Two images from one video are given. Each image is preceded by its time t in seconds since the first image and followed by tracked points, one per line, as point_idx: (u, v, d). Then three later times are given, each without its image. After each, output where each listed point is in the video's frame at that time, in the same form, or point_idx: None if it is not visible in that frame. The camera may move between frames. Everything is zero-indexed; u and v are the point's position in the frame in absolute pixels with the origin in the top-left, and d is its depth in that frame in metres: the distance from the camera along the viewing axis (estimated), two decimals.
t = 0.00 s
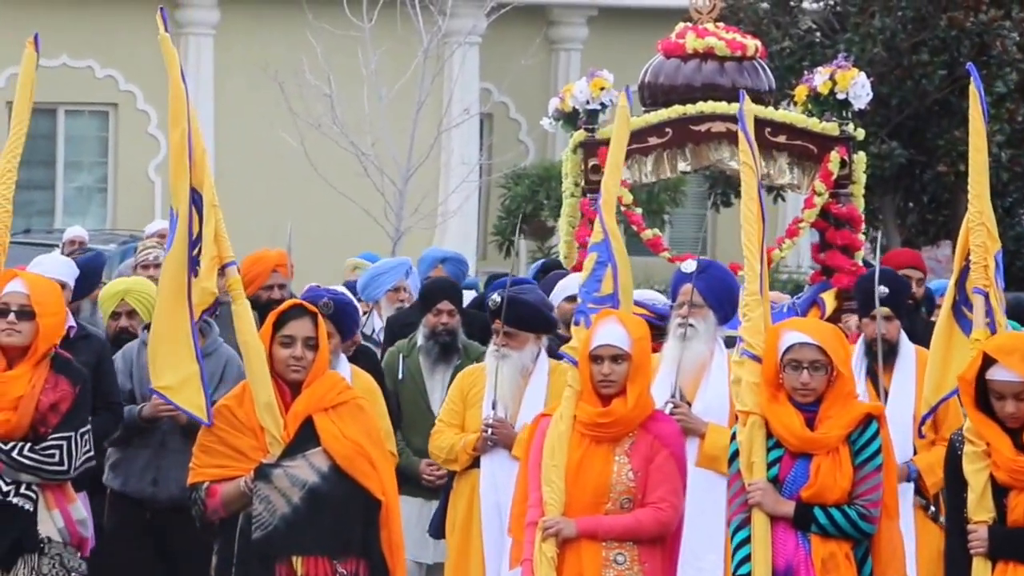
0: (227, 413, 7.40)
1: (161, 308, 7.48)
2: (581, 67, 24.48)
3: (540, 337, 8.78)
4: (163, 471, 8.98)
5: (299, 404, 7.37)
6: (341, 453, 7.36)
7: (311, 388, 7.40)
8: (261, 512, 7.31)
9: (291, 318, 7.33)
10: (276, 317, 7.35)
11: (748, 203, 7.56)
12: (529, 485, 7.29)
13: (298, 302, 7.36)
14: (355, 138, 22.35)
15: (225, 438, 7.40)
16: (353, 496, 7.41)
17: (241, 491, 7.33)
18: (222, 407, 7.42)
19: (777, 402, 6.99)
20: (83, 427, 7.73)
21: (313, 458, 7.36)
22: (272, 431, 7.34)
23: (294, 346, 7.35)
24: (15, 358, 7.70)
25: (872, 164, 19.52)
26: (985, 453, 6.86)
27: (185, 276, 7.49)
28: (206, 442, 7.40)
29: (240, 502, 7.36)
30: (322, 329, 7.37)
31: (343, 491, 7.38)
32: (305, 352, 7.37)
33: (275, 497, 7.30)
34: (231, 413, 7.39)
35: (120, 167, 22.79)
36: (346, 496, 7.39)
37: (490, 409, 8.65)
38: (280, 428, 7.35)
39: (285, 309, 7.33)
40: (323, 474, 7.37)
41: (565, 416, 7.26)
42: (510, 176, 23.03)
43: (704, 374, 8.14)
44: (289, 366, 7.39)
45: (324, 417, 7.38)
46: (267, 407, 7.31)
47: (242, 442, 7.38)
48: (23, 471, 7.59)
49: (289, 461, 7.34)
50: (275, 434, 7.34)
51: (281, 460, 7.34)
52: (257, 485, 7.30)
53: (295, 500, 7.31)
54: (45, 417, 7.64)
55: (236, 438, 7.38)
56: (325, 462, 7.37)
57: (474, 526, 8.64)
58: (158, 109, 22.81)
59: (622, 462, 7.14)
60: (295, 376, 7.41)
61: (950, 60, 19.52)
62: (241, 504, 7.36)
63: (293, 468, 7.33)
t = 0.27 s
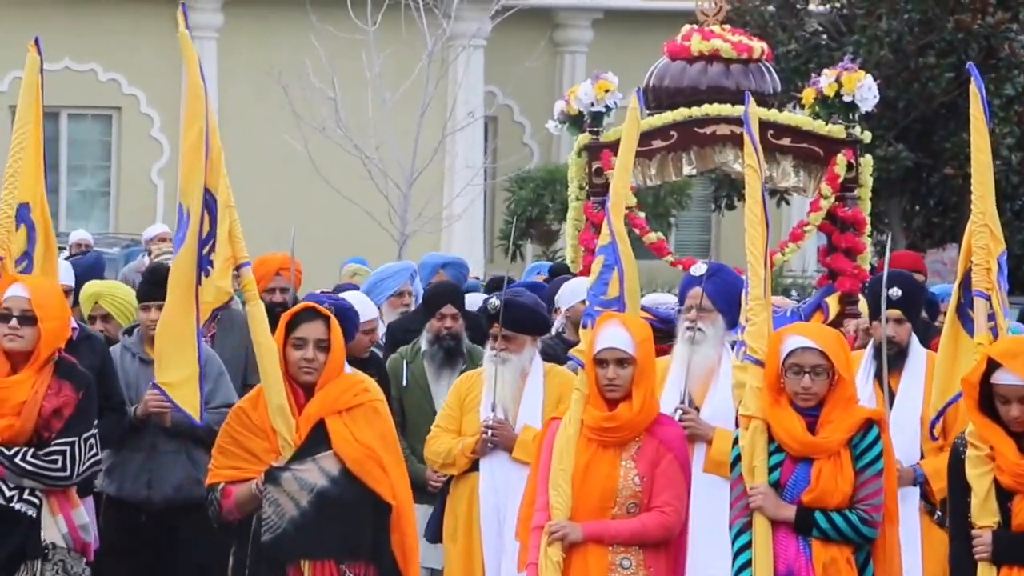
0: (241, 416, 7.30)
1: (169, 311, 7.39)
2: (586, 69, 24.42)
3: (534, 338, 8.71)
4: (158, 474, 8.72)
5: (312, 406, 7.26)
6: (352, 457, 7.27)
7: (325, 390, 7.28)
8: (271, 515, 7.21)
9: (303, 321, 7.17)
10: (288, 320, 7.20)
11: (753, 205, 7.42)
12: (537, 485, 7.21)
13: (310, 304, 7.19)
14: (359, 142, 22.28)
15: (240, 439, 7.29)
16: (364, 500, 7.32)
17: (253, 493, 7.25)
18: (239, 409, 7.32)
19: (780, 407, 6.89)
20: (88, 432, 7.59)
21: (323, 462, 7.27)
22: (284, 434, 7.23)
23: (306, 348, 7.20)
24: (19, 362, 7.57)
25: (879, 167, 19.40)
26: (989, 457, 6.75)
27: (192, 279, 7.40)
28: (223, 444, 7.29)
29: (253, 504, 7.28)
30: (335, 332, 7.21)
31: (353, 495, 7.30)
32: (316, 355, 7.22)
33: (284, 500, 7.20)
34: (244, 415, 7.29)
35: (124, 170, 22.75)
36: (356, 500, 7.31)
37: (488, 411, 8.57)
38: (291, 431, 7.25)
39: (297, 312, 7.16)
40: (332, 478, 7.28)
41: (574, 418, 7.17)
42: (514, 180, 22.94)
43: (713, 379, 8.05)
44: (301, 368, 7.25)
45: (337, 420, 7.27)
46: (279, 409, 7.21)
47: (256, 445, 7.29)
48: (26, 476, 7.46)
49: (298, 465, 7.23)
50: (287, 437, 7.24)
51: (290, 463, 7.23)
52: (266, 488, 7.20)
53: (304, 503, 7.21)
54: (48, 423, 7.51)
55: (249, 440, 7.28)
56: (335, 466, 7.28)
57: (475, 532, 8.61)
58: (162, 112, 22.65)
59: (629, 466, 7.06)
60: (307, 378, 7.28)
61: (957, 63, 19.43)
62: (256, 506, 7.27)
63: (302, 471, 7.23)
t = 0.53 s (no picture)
0: (257, 419, 7.40)
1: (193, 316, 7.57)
2: (587, 72, 24.44)
3: (526, 339, 8.88)
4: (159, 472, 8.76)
5: (325, 412, 7.39)
6: (364, 462, 7.39)
7: (339, 395, 7.41)
8: (283, 520, 7.37)
9: (316, 326, 7.31)
10: (302, 324, 7.34)
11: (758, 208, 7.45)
12: (536, 491, 7.28)
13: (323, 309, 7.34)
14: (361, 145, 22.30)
15: (255, 445, 7.40)
16: (375, 505, 7.46)
17: (268, 497, 7.39)
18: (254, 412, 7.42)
19: (779, 410, 6.89)
20: (77, 432, 7.63)
21: (335, 467, 7.40)
22: (298, 439, 7.35)
23: (319, 351, 7.34)
24: (5, 367, 7.57)
25: (882, 170, 19.35)
26: (988, 461, 6.75)
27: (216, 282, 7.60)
28: (241, 448, 7.40)
29: (269, 508, 7.41)
30: (348, 335, 7.34)
31: (365, 501, 7.44)
32: (330, 359, 7.35)
33: (296, 506, 7.36)
34: (260, 418, 7.39)
35: (125, 173, 22.74)
36: (366, 506, 7.45)
37: (480, 411, 8.66)
38: (306, 436, 7.37)
39: (310, 317, 7.31)
40: (344, 484, 7.41)
41: (572, 424, 7.25)
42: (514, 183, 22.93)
43: (712, 382, 8.06)
44: (315, 373, 7.39)
45: (350, 424, 7.41)
46: (294, 414, 7.32)
47: (271, 449, 7.40)
48: (17, 479, 7.50)
49: (310, 470, 7.38)
50: (301, 443, 7.36)
51: (303, 469, 7.38)
52: (280, 493, 7.36)
53: (316, 509, 7.36)
54: (38, 425, 7.55)
55: (265, 444, 7.39)
56: (347, 471, 7.41)
57: (467, 533, 8.72)
58: (163, 114, 22.68)
59: (628, 471, 7.13)
60: (321, 382, 7.41)
61: (957, 67, 19.45)
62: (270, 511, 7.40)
63: (314, 477, 7.38)
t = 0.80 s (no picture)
0: (272, 425, 6.97)
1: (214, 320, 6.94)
2: (589, 76, 24.51)
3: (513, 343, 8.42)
4: (157, 481, 8.78)
5: (339, 415, 6.91)
6: (374, 469, 6.89)
7: (352, 400, 6.93)
8: (293, 523, 6.86)
9: (330, 331, 6.89)
10: (316, 331, 6.94)
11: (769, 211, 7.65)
12: (527, 498, 6.96)
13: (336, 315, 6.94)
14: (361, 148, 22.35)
15: (268, 448, 6.96)
16: (384, 512, 6.93)
17: (278, 502, 6.90)
18: (270, 418, 6.98)
19: (783, 412, 6.90)
20: (59, 428, 7.40)
21: (345, 474, 6.90)
22: (309, 444, 6.91)
23: (333, 356, 6.89)
24: None
25: (883, 174, 19.34)
26: (987, 464, 6.63)
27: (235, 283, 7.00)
28: (254, 452, 6.96)
29: (280, 513, 6.93)
30: (363, 341, 6.91)
31: (374, 508, 6.91)
32: (344, 364, 6.91)
33: (305, 510, 6.85)
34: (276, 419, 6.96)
35: (126, 177, 22.79)
36: (376, 514, 6.91)
37: (471, 416, 8.17)
38: (316, 441, 6.92)
39: (324, 321, 6.90)
40: (353, 489, 6.90)
41: (562, 427, 6.94)
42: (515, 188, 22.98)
43: (705, 386, 7.91)
44: (328, 376, 6.93)
45: (363, 429, 6.92)
46: (305, 418, 6.88)
47: (283, 453, 6.95)
48: None
49: (319, 476, 6.88)
50: (312, 447, 6.91)
51: (311, 474, 6.88)
52: (288, 497, 6.85)
53: (324, 513, 6.85)
54: (19, 421, 7.32)
55: (278, 448, 6.95)
56: (357, 478, 6.91)
57: (462, 545, 8.11)
58: (163, 118, 22.71)
59: (617, 473, 6.81)
60: (334, 386, 6.94)
61: (957, 70, 19.47)
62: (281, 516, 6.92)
63: (323, 482, 6.86)
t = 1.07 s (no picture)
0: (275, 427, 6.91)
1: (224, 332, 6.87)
2: (590, 78, 24.52)
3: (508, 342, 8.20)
4: (158, 485, 8.65)
5: (341, 419, 6.86)
6: (375, 472, 6.83)
7: (355, 404, 6.88)
8: (294, 528, 6.84)
9: (335, 334, 6.84)
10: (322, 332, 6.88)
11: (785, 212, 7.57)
12: (513, 499, 6.95)
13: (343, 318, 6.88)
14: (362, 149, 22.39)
15: (272, 450, 6.91)
16: (385, 520, 6.89)
17: (282, 506, 6.86)
18: (274, 421, 6.93)
19: (791, 415, 6.88)
20: (46, 428, 7.79)
21: (347, 477, 6.86)
22: (311, 448, 6.86)
23: (337, 359, 6.85)
24: None
25: (884, 176, 19.34)
26: (987, 466, 6.58)
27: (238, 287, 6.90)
28: (261, 458, 6.93)
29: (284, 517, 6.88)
30: (369, 344, 6.85)
31: (377, 514, 6.88)
32: (348, 367, 6.85)
33: (307, 514, 6.82)
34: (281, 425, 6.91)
35: (127, 179, 22.81)
36: (378, 520, 6.88)
37: (469, 419, 7.99)
38: (318, 444, 6.87)
39: (330, 325, 6.85)
40: (354, 494, 6.86)
41: (547, 429, 6.92)
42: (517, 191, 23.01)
43: (698, 387, 7.77)
44: (331, 380, 6.88)
45: (367, 435, 6.86)
46: (308, 422, 6.83)
47: (284, 455, 6.90)
48: None
49: (321, 479, 6.85)
50: (314, 451, 6.86)
51: (314, 477, 6.85)
52: (291, 500, 6.82)
53: (326, 517, 6.82)
54: (9, 421, 7.70)
55: (280, 452, 6.90)
56: (359, 481, 6.86)
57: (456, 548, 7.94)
58: (164, 120, 22.78)
59: (604, 474, 6.82)
60: (338, 390, 6.90)
61: (956, 72, 19.43)
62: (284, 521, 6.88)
63: (324, 487, 6.84)
